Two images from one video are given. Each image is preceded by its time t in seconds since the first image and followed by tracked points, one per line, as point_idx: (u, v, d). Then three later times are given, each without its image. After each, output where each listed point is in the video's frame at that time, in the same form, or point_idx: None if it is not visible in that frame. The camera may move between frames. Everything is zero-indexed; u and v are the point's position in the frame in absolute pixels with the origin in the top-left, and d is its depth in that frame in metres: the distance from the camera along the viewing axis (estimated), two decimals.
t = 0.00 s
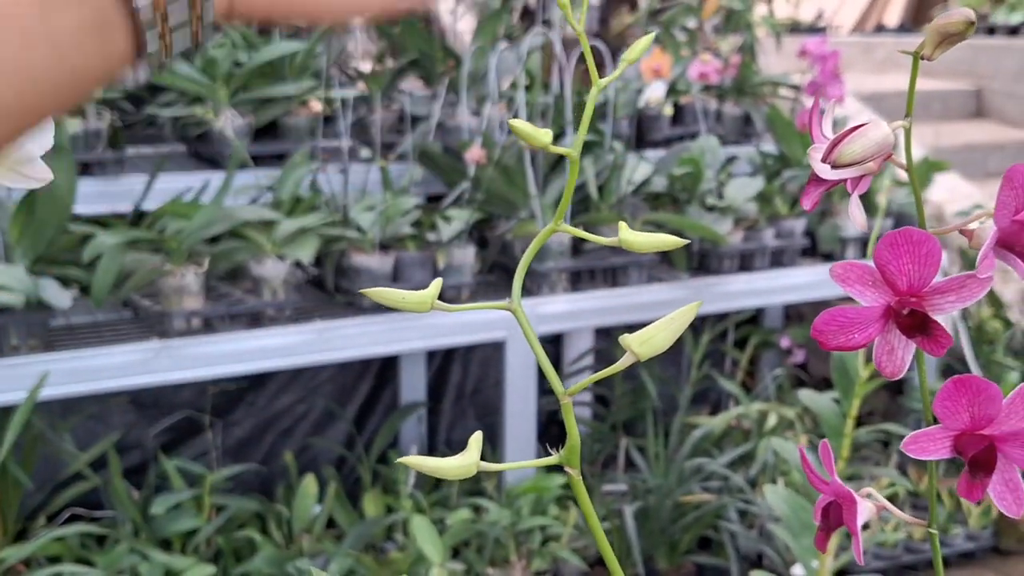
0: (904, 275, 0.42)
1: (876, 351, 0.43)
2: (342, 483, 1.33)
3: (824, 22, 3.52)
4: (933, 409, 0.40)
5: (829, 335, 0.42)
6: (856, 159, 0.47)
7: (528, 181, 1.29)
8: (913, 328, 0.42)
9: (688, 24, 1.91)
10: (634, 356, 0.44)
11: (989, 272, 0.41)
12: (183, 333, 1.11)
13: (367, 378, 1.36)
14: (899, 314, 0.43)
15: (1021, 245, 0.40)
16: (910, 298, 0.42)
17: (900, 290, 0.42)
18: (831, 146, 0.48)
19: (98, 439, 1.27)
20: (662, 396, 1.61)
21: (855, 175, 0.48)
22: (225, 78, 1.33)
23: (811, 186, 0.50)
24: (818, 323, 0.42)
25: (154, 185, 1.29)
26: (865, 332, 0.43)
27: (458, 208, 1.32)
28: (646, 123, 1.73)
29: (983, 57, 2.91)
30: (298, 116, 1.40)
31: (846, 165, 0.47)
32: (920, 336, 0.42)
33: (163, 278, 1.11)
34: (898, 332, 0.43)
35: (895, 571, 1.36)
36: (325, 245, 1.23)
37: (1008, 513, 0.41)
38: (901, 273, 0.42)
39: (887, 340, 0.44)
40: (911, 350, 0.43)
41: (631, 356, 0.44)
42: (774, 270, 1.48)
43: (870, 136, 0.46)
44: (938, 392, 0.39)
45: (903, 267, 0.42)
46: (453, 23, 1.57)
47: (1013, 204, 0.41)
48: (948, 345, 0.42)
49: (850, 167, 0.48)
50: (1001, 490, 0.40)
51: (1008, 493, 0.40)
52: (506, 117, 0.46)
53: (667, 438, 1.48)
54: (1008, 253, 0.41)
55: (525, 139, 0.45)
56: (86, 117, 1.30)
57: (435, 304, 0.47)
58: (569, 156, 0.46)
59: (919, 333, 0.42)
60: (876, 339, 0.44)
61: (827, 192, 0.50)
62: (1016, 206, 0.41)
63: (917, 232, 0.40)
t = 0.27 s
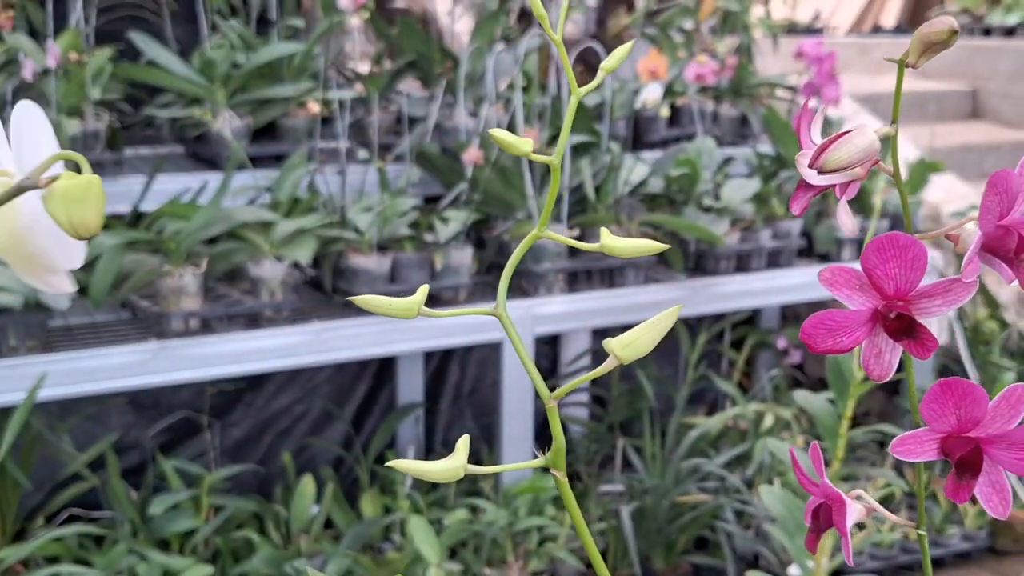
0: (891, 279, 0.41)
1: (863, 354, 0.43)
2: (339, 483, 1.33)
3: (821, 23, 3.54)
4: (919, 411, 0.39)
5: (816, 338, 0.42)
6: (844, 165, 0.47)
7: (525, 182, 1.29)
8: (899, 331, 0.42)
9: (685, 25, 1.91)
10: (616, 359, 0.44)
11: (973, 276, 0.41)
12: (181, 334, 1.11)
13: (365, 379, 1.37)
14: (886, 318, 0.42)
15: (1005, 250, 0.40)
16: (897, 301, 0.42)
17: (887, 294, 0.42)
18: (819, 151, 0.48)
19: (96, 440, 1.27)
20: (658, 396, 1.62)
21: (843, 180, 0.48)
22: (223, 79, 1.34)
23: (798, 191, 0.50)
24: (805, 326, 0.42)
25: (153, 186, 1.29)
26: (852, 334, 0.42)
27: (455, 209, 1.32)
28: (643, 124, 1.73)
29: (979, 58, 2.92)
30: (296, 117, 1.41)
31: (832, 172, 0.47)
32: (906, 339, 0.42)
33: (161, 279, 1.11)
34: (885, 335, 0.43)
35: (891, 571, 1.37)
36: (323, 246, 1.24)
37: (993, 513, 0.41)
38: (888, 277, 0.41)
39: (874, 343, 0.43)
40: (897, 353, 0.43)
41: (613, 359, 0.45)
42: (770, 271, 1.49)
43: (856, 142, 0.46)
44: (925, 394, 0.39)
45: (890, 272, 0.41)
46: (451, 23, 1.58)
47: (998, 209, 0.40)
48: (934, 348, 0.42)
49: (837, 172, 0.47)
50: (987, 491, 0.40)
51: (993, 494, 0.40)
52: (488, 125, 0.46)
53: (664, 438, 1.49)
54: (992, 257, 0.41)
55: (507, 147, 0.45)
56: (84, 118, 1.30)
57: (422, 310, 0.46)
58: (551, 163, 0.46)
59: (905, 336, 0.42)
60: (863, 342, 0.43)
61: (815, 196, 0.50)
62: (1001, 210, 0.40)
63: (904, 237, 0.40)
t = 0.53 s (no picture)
0: (878, 275, 0.43)
1: (849, 348, 0.44)
2: (338, 482, 1.34)
3: (818, 24, 3.55)
4: (906, 405, 0.41)
5: (806, 333, 0.43)
6: (831, 165, 0.47)
7: (522, 182, 1.30)
8: (885, 327, 0.43)
9: (682, 26, 1.92)
10: (613, 354, 0.45)
11: (956, 273, 0.43)
12: (180, 333, 1.12)
13: (363, 378, 1.38)
14: (874, 314, 0.44)
15: (990, 248, 0.43)
16: (884, 297, 0.43)
17: (874, 291, 0.43)
18: (806, 152, 0.49)
19: (95, 439, 1.27)
20: (655, 396, 1.62)
21: (831, 180, 0.49)
22: (222, 80, 1.34)
23: (788, 191, 0.51)
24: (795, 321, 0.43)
25: (152, 186, 1.29)
26: (839, 329, 0.44)
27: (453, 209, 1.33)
28: (640, 124, 1.74)
29: (975, 59, 2.92)
30: (295, 118, 1.41)
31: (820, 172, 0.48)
32: (891, 334, 0.43)
33: (160, 278, 1.11)
34: (872, 330, 0.44)
35: (887, 569, 1.37)
36: (322, 246, 1.24)
37: (977, 504, 0.42)
38: (874, 274, 0.43)
39: (862, 339, 0.44)
40: (883, 348, 0.44)
41: (610, 354, 0.45)
42: (767, 271, 1.50)
43: (842, 143, 0.47)
44: (912, 389, 0.41)
45: (876, 269, 0.43)
46: (448, 24, 1.58)
47: (981, 208, 0.43)
48: (919, 343, 0.43)
49: (825, 173, 0.49)
50: (972, 483, 0.42)
51: (978, 485, 0.42)
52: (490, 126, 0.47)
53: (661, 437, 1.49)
54: (975, 255, 0.44)
55: (507, 148, 0.46)
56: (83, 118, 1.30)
57: (426, 305, 0.47)
58: (551, 163, 0.47)
59: (891, 331, 0.43)
60: (851, 337, 0.45)
61: (805, 196, 0.51)
62: (984, 210, 0.43)
63: (890, 236, 0.41)
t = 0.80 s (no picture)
0: (856, 267, 0.43)
1: (830, 338, 0.44)
2: (336, 479, 1.35)
3: (814, 25, 3.57)
4: (885, 390, 0.41)
5: (788, 322, 0.44)
6: (811, 161, 0.48)
7: (519, 181, 1.31)
8: (863, 315, 0.44)
9: (678, 26, 1.93)
10: (605, 340, 0.46)
11: (931, 264, 0.43)
12: (180, 331, 1.13)
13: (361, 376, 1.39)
14: (853, 304, 0.44)
15: (964, 240, 0.43)
16: (862, 288, 0.44)
17: (853, 281, 0.44)
18: (787, 148, 0.50)
19: (96, 436, 1.28)
20: (651, 393, 1.64)
21: (812, 175, 0.51)
22: (221, 80, 1.35)
23: (771, 186, 0.52)
24: (777, 311, 0.43)
25: (152, 186, 1.30)
26: (818, 319, 0.44)
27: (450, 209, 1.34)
28: (636, 124, 1.75)
29: (969, 59, 2.94)
30: (293, 118, 1.42)
31: (800, 168, 0.49)
32: (869, 323, 0.44)
33: (161, 277, 1.12)
34: (851, 320, 0.44)
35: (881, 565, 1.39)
36: (320, 245, 1.26)
37: (954, 486, 0.42)
38: (853, 265, 0.43)
39: (841, 328, 0.45)
40: (861, 336, 0.44)
41: (603, 341, 0.46)
42: (761, 269, 1.51)
43: (821, 140, 0.48)
44: (888, 374, 0.41)
45: (855, 260, 0.43)
46: (445, 25, 1.60)
47: (955, 202, 0.43)
48: (896, 330, 0.43)
49: (805, 168, 0.49)
50: (948, 465, 0.42)
51: (954, 468, 0.42)
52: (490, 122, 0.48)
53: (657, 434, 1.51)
54: (949, 246, 0.44)
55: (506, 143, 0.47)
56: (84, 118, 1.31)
57: (427, 294, 0.48)
58: (547, 158, 0.48)
59: (870, 320, 0.43)
60: (831, 326, 0.45)
61: (788, 191, 0.52)
62: (958, 203, 0.43)
63: (868, 227, 0.42)
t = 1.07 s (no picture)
0: (828, 256, 0.47)
1: (804, 322, 0.48)
2: (335, 475, 1.37)
3: (809, 26, 3.59)
4: (855, 371, 0.46)
5: (765, 307, 0.47)
6: (783, 158, 0.51)
7: (516, 181, 1.33)
8: (834, 301, 0.48)
9: (673, 28, 1.96)
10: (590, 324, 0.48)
11: (895, 255, 0.47)
12: (182, 329, 1.15)
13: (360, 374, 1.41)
14: (824, 290, 0.48)
15: (926, 231, 0.48)
16: (833, 276, 0.48)
17: (824, 270, 0.47)
18: (761, 146, 0.53)
19: (98, 432, 1.30)
20: (647, 391, 1.66)
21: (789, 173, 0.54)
22: (222, 81, 1.37)
23: (749, 182, 0.55)
24: (757, 297, 0.47)
25: (154, 186, 1.32)
26: (792, 305, 0.48)
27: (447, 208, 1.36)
28: (632, 124, 1.77)
29: (962, 61, 2.97)
30: (293, 118, 1.44)
31: (774, 165, 0.52)
32: (840, 308, 0.48)
33: (163, 275, 1.14)
34: (823, 306, 0.48)
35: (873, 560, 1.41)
36: (320, 244, 1.27)
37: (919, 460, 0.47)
38: (825, 254, 0.47)
39: (814, 313, 0.48)
40: (831, 320, 0.48)
41: (588, 325, 0.48)
42: (755, 268, 1.53)
43: (792, 138, 0.51)
44: (859, 357, 0.45)
45: (826, 250, 0.47)
46: (443, 26, 1.62)
47: (918, 197, 0.48)
48: (864, 314, 0.48)
49: (780, 165, 0.52)
50: (914, 442, 0.47)
51: (919, 443, 0.47)
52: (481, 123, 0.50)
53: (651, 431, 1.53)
54: (912, 237, 0.49)
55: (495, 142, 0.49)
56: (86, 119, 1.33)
57: (425, 282, 0.49)
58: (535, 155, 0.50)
59: (840, 305, 0.48)
60: (805, 311, 0.49)
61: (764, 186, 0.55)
62: (920, 198, 0.47)
63: (838, 219, 0.46)
